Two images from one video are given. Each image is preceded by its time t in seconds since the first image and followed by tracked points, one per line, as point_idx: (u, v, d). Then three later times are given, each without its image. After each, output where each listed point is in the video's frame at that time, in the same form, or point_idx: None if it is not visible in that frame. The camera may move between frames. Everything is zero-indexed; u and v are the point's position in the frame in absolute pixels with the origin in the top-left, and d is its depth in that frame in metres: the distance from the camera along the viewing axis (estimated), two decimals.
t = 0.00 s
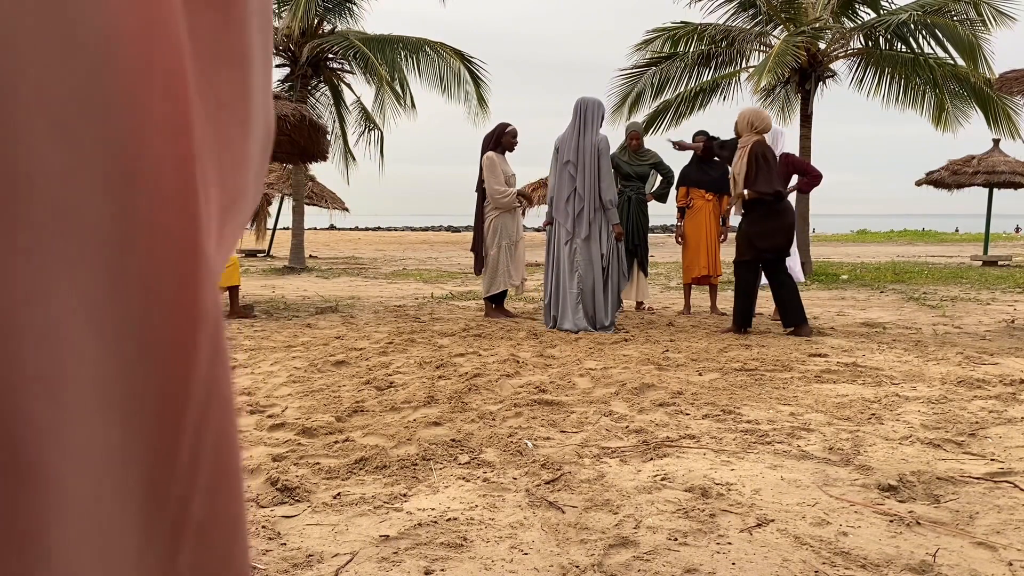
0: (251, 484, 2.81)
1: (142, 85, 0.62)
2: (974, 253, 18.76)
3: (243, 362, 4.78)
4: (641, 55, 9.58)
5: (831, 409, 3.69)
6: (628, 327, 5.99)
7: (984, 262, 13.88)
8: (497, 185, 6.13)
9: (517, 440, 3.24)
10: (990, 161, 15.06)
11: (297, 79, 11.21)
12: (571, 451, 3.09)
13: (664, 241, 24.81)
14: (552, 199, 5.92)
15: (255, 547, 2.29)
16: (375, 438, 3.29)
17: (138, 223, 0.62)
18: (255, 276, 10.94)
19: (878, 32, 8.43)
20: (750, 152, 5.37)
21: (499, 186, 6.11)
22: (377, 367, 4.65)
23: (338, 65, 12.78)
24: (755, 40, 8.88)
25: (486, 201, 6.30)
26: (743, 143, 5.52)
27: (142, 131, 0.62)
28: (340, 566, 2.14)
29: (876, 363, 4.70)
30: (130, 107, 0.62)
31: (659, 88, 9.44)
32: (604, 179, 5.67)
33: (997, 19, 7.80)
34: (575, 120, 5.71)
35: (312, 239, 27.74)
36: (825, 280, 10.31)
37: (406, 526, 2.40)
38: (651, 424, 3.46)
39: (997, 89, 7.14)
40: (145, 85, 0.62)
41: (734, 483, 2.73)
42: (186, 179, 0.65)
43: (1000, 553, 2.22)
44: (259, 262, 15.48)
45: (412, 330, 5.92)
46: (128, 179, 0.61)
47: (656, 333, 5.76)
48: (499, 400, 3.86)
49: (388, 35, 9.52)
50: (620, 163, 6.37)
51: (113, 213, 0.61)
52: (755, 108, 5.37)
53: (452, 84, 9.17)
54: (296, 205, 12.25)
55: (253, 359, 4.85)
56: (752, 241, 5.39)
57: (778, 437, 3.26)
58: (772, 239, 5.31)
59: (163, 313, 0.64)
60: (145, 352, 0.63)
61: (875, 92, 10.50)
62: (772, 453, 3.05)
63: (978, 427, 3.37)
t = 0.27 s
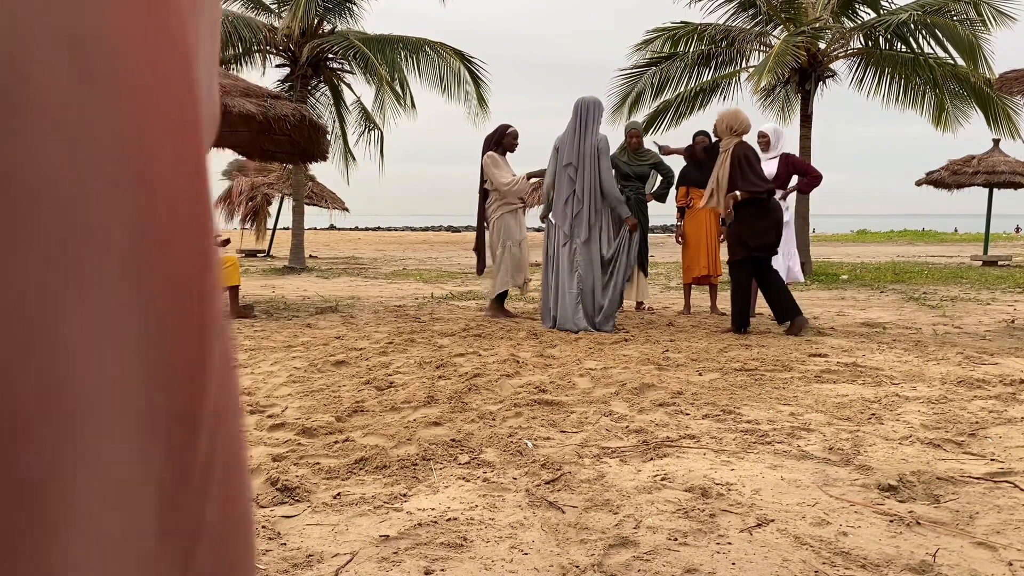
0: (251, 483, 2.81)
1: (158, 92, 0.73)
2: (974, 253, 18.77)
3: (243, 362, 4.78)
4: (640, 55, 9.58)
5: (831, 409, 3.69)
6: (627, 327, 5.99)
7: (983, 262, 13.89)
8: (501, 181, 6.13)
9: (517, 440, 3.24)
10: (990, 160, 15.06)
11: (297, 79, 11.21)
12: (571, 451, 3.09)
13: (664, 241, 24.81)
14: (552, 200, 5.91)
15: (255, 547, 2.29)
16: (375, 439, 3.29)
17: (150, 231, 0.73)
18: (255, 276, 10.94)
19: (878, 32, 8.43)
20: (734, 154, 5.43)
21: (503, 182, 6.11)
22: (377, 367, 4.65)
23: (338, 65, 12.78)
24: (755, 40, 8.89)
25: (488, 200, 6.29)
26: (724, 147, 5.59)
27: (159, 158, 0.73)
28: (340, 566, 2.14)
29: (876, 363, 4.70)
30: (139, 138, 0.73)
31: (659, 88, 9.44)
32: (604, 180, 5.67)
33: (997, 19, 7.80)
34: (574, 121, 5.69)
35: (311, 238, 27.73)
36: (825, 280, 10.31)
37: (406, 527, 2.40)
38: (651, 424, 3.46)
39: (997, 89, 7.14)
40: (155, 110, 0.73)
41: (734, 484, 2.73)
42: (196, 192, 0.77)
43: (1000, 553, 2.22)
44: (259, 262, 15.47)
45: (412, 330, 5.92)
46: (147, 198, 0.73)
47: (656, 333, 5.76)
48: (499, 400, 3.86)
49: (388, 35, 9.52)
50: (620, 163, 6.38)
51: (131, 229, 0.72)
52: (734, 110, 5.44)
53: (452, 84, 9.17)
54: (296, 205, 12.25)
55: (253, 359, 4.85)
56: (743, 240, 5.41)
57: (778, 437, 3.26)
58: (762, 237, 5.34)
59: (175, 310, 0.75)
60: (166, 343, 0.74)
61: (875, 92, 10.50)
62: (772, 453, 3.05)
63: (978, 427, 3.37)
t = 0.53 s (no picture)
0: (251, 483, 2.81)
1: None
2: (973, 253, 18.77)
3: (243, 362, 4.78)
4: (640, 55, 9.58)
5: (830, 409, 3.69)
6: (628, 327, 6.00)
7: (984, 261, 13.89)
8: (506, 182, 6.13)
9: (517, 440, 3.24)
10: (990, 160, 15.06)
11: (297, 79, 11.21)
12: (571, 451, 3.09)
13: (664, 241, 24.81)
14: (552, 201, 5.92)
15: (255, 547, 2.29)
16: (375, 438, 3.29)
17: (112, 294, 0.39)
18: (255, 276, 10.94)
19: (878, 32, 8.44)
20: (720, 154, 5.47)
21: (508, 183, 6.12)
22: (376, 367, 4.65)
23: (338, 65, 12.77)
24: (755, 40, 8.89)
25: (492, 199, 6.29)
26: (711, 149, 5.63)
27: (191, 155, 0.48)
28: (340, 566, 2.14)
29: (876, 363, 4.70)
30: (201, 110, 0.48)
31: (659, 88, 9.44)
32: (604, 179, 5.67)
33: (997, 19, 7.80)
34: (573, 121, 5.68)
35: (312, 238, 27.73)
36: (825, 280, 10.32)
37: (407, 526, 2.40)
38: (651, 424, 3.46)
39: (997, 89, 7.15)
40: (109, 51, 0.38)
41: (734, 484, 2.73)
42: (263, 214, 0.54)
43: (1000, 553, 2.22)
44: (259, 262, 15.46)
45: (412, 330, 5.93)
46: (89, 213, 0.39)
47: (656, 333, 5.76)
48: (499, 400, 3.85)
49: (388, 36, 9.52)
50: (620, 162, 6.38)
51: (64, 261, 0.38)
52: (716, 113, 5.49)
53: (452, 84, 9.17)
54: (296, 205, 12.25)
55: (253, 359, 4.85)
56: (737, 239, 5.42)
57: (778, 437, 3.26)
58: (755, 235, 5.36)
59: (157, 440, 0.42)
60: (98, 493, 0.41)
61: (875, 92, 10.50)
62: (772, 453, 3.05)
63: (978, 427, 3.37)
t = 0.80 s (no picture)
0: (251, 483, 2.81)
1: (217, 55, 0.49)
2: (973, 253, 18.76)
3: (243, 362, 4.78)
4: (640, 55, 9.58)
5: (831, 409, 3.69)
6: (627, 327, 6.00)
7: (984, 262, 13.89)
8: (516, 187, 6.13)
9: (517, 440, 3.24)
10: (990, 161, 15.06)
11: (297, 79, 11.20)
12: (571, 451, 3.09)
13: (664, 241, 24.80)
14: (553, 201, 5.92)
15: (255, 547, 2.29)
16: (375, 438, 3.29)
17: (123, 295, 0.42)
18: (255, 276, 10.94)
19: (878, 32, 8.44)
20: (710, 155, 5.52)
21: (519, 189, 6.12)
22: (377, 367, 4.65)
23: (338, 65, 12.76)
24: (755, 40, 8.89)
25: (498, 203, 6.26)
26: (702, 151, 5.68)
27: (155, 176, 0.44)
28: (340, 566, 2.14)
29: (877, 363, 4.70)
30: (190, 90, 0.50)
31: (659, 88, 9.44)
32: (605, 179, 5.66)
33: (997, 19, 7.80)
34: (573, 121, 5.68)
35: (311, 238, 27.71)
36: (825, 280, 10.32)
37: (407, 526, 2.40)
38: (651, 424, 3.46)
39: (997, 89, 7.14)
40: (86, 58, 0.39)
41: (734, 483, 2.73)
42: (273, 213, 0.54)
43: (1000, 552, 2.22)
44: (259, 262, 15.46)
45: (412, 330, 5.92)
46: (73, 233, 0.39)
47: (656, 333, 5.76)
48: (499, 400, 3.85)
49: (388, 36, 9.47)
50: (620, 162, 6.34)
51: (42, 309, 0.39)
52: (707, 114, 5.57)
53: (452, 85, 9.16)
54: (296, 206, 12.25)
55: (253, 360, 4.85)
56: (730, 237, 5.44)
57: (778, 437, 3.26)
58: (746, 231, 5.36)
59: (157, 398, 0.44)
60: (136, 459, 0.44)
61: (875, 92, 10.49)
62: (772, 453, 3.05)
63: (978, 427, 3.37)
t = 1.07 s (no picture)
0: (251, 483, 2.81)
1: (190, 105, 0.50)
2: (973, 254, 18.76)
3: (243, 362, 4.78)
4: (640, 55, 9.58)
5: (831, 409, 3.69)
6: (627, 327, 6.01)
7: (984, 262, 13.89)
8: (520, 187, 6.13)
9: (517, 440, 3.24)
10: (990, 160, 15.07)
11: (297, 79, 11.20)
12: (571, 451, 3.09)
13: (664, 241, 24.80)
14: (551, 200, 5.89)
15: (255, 547, 2.29)
16: (375, 439, 3.29)
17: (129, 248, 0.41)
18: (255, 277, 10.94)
19: (878, 32, 8.44)
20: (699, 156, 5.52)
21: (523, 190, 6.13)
22: (377, 367, 4.65)
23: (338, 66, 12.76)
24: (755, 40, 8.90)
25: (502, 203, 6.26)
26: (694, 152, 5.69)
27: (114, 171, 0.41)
28: (340, 566, 2.14)
29: (877, 363, 4.70)
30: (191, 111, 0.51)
31: (659, 88, 9.44)
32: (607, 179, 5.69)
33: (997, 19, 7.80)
34: (576, 120, 5.67)
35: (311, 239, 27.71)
36: (825, 280, 10.32)
37: (407, 527, 2.40)
38: (651, 424, 3.46)
39: (997, 89, 7.14)
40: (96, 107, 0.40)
41: (734, 483, 2.73)
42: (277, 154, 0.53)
43: (1000, 553, 2.22)
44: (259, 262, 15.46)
45: (412, 330, 5.92)
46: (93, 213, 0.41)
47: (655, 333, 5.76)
48: (499, 400, 3.86)
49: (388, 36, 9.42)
50: (619, 163, 6.31)
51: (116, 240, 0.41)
52: (700, 114, 5.60)
53: (453, 85, 9.16)
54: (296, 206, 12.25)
55: (253, 360, 4.85)
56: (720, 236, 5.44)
57: (778, 437, 3.26)
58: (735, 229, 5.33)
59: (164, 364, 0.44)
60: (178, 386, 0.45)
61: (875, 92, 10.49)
62: (772, 453, 3.05)
63: (978, 428, 3.38)
